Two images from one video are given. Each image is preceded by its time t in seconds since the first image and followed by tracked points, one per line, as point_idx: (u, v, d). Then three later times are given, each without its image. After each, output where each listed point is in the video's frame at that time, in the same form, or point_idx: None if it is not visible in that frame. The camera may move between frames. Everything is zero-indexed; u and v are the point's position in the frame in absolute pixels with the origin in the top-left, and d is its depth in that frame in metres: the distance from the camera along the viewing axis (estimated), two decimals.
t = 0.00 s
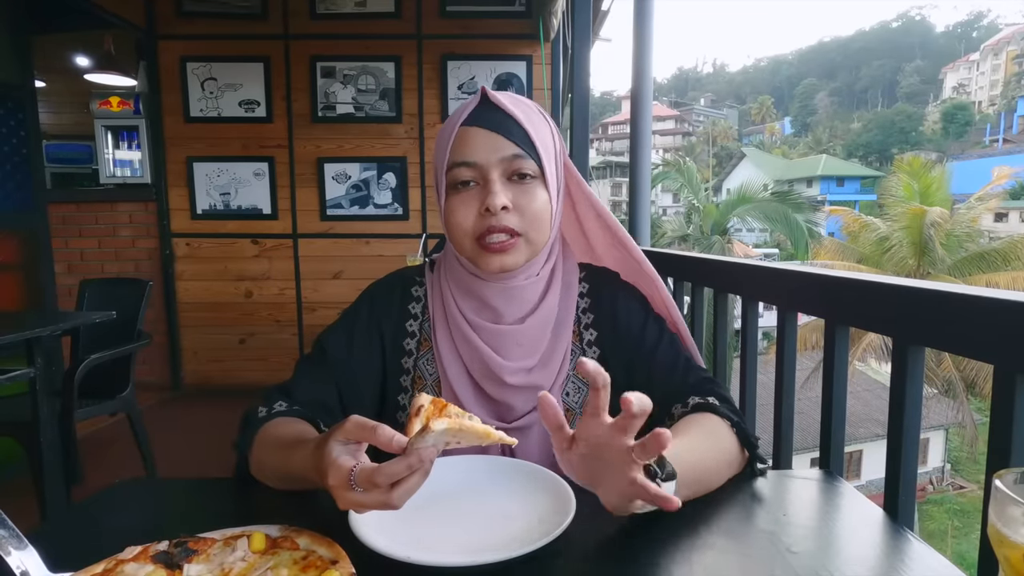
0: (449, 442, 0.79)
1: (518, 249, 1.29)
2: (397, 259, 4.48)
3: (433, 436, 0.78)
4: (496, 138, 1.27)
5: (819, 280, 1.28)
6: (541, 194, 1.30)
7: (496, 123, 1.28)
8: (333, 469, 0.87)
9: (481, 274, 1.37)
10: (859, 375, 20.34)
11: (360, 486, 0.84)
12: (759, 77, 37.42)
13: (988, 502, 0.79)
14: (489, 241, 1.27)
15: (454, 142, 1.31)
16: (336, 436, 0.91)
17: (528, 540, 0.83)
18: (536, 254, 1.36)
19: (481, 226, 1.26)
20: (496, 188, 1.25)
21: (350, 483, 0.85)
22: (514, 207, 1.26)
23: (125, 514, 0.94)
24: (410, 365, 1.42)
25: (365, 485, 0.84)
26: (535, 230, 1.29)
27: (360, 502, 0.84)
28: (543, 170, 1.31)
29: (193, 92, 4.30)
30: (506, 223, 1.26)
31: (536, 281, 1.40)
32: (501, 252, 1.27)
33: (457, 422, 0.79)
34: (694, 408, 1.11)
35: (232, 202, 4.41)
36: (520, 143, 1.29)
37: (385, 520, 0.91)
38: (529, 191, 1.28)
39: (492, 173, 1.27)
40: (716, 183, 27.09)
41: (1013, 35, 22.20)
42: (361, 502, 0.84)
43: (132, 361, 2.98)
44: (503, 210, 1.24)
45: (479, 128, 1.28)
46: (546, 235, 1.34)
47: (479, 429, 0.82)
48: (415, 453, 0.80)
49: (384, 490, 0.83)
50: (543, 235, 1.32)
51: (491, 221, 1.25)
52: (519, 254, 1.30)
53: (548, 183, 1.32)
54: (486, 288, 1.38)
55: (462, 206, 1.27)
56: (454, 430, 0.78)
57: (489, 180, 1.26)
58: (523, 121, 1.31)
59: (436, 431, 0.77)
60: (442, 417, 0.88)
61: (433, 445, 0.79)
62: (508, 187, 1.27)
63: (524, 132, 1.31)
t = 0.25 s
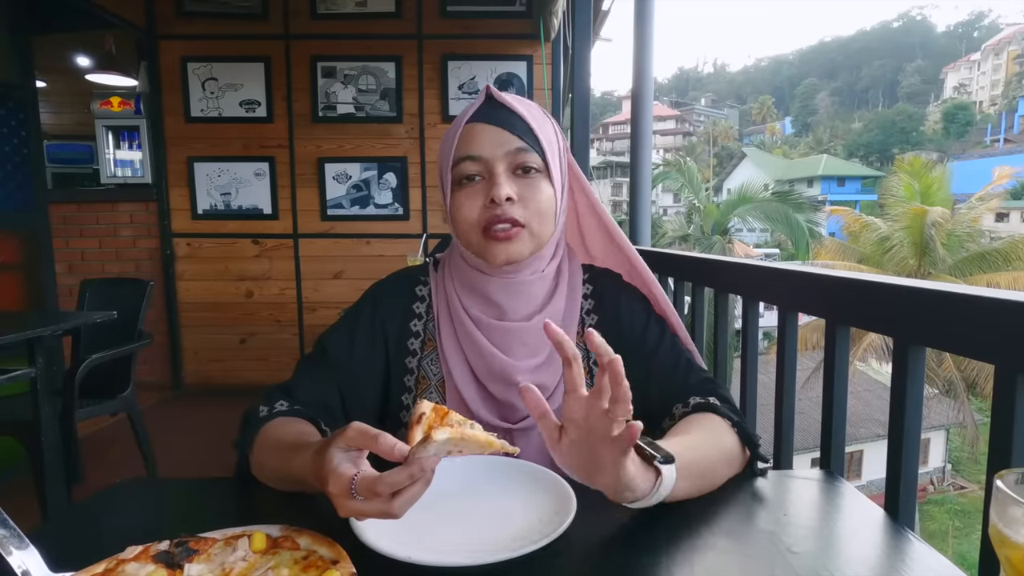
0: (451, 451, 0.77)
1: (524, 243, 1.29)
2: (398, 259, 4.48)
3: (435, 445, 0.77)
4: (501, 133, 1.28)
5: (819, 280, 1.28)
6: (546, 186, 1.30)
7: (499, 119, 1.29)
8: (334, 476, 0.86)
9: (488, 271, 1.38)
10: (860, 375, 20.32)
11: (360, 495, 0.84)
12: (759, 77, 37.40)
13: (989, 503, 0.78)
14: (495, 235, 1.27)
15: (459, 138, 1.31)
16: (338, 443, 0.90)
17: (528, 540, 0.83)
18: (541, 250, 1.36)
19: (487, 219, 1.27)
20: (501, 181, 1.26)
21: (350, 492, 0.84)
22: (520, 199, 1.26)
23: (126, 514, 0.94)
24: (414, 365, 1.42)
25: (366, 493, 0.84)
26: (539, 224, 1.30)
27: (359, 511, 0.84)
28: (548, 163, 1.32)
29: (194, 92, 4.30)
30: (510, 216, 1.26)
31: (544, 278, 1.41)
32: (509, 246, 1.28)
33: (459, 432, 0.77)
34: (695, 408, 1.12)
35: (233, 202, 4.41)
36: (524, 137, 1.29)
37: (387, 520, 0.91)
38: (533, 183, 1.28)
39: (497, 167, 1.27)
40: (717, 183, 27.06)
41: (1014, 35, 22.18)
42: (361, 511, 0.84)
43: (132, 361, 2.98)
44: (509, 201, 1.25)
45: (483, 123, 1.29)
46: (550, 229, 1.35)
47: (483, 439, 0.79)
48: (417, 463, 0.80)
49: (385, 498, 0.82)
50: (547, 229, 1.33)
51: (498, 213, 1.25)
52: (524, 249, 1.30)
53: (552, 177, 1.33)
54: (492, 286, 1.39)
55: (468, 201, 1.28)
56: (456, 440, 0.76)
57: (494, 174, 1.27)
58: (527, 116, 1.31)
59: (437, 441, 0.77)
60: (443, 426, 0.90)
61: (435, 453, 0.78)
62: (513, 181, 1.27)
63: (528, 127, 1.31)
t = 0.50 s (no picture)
0: (453, 444, 0.77)
1: (542, 232, 1.31)
2: (398, 259, 4.48)
3: (436, 440, 0.77)
4: (533, 127, 1.33)
5: (820, 280, 1.28)
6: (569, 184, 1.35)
7: (532, 115, 1.34)
8: (338, 473, 0.86)
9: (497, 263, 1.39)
10: (861, 375, 20.31)
11: (364, 491, 0.84)
12: (760, 77, 37.37)
13: (989, 503, 0.79)
14: (518, 220, 1.30)
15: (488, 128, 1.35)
16: (340, 440, 0.90)
17: (528, 540, 0.83)
18: (554, 244, 1.38)
19: (513, 203, 1.30)
20: (531, 169, 1.29)
21: (355, 487, 0.85)
22: (546, 189, 1.29)
23: (127, 514, 0.94)
24: (416, 364, 1.42)
25: (370, 488, 0.84)
26: (560, 215, 1.33)
27: (364, 506, 0.84)
28: (571, 164, 1.37)
29: (195, 92, 4.31)
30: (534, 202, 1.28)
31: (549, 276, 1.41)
32: (531, 231, 1.30)
33: (460, 425, 0.78)
34: (700, 407, 1.11)
35: (233, 201, 4.41)
36: (553, 134, 1.35)
37: (387, 520, 0.91)
38: (559, 179, 1.32)
39: (527, 157, 1.31)
40: (718, 183, 27.05)
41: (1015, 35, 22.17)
42: (366, 507, 0.83)
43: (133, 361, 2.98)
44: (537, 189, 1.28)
45: (516, 115, 1.33)
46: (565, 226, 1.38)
47: (483, 431, 0.80)
48: (419, 458, 0.80)
49: (389, 493, 0.82)
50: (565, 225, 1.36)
51: (525, 198, 1.29)
52: (542, 238, 1.32)
53: (574, 176, 1.37)
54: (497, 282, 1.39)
55: (494, 183, 1.30)
56: (458, 433, 0.77)
57: (524, 162, 1.31)
58: (556, 117, 1.38)
59: (440, 434, 0.77)
60: (444, 419, 0.89)
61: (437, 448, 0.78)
62: (540, 172, 1.31)
63: (556, 128, 1.37)
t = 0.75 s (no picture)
0: (443, 457, 0.77)
1: (534, 244, 1.30)
2: (399, 259, 4.48)
3: (425, 452, 0.77)
4: (521, 134, 1.28)
5: (820, 280, 1.28)
6: (561, 191, 1.31)
7: (520, 119, 1.29)
8: (327, 479, 0.86)
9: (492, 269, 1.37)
10: (861, 376, 20.30)
11: (350, 499, 0.83)
12: (761, 77, 37.36)
13: (990, 503, 0.79)
14: (506, 234, 1.28)
15: (478, 135, 1.31)
16: (332, 446, 0.90)
17: (528, 541, 0.83)
18: (550, 251, 1.36)
19: (500, 218, 1.27)
20: (518, 182, 1.26)
21: (341, 495, 0.84)
22: (534, 202, 1.26)
23: (127, 514, 0.94)
24: (419, 362, 1.42)
25: (356, 498, 0.83)
26: (550, 226, 1.30)
27: (349, 515, 0.83)
28: (564, 168, 1.32)
29: (195, 92, 4.31)
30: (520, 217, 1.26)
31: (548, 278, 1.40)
32: (521, 246, 1.29)
33: (450, 438, 0.78)
34: (702, 406, 1.10)
35: (234, 202, 4.42)
36: (542, 139, 1.29)
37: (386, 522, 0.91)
38: (550, 188, 1.29)
39: (515, 167, 1.27)
40: (718, 183, 27.01)
41: (1016, 35, 22.17)
42: (352, 515, 0.83)
43: (134, 361, 2.98)
44: (523, 203, 1.25)
45: (504, 122, 1.29)
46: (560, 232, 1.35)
47: (475, 447, 0.80)
48: (408, 469, 0.80)
49: (375, 504, 0.81)
50: (558, 232, 1.33)
51: (511, 212, 1.26)
52: (533, 250, 1.30)
53: (567, 181, 1.33)
54: (496, 285, 1.38)
55: (483, 196, 1.28)
56: (447, 446, 0.77)
57: (512, 174, 1.27)
58: (547, 118, 1.32)
59: (427, 447, 0.77)
60: (437, 431, 0.90)
61: (428, 459, 0.78)
62: (529, 182, 1.27)
63: (548, 130, 1.32)
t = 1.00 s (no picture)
0: (443, 454, 0.78)
1: (534, 255, 1.29)
2: (399, 259, 4.49)
3: (425, 448, 0.77)
4: (521, 143, 1.27)
5: (820, 280, 1.28)
6: (561, 201, 1.30)
7: (520, 127, 1.28)
8: (327, 477, 0.86)
9: (490, 276, 1.37)
10: (861, 375, 20.29)
11: (350, 497, 0.83)
12: (761, 77, 37.35)
13: (991, 503, 0.78)
14: (505, 247, 1.27)
15: (477, 143, 1.30)
16: (331, 444, 0.91)
17: (528, 541, 0.83)
18: (551, 261, 1.35)
19: (500, 232, 1.26)
20: (518, 194, 1.25)
21: (341, 493, 0.84)
22: (534, 215, 1.25)
23: (128, 514, 0.94)
24: (418, 364, 1.42)
25: (356, 495, 0.83)
26: (551, 238, 1.29)
27: (350, 513, 0.83)
28: (565, 177, 1.31)
29: (195, 92, 4.31)
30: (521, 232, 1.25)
31: (547, 283, 1.39)
32: (520, 257, 1.28)
33: (449, 434, 0.78)
34: (704, 407, 1.10)
35: (234, 202, 4.42)
36: (542, 148, 1.28)
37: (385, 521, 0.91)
38: (550, 199, 1.28)
39: (515, 179, 1.26)
40: (719, 183, 26.98)
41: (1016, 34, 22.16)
42: (351, 512, 0.83)
43: (134, 361, 2.98)
44: (524, 218, 1.24)
45: (504, 130, 1.27)
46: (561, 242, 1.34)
47: (474, 443, 0.80)
48: (408, 466, 0.80)
49: (375, 501, 0.81)
50: (559, 243, 1.32)
51: (511, 227, 1.25)
52: (533, 261, 1.30)
53: (567, 190, 1.32)
54: (495, 289, 1.38)
55: (482, 208, 1.27)
56: (446, 443, 0.77)
57: (511, 184, 1.26)
58: (547, 125, 1.31)
59: (427, 442, 0.77)
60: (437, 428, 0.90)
61: (428, 456, 0.78)
62: (529, 193, 1.27)
63: (548, 138, 1.31)
